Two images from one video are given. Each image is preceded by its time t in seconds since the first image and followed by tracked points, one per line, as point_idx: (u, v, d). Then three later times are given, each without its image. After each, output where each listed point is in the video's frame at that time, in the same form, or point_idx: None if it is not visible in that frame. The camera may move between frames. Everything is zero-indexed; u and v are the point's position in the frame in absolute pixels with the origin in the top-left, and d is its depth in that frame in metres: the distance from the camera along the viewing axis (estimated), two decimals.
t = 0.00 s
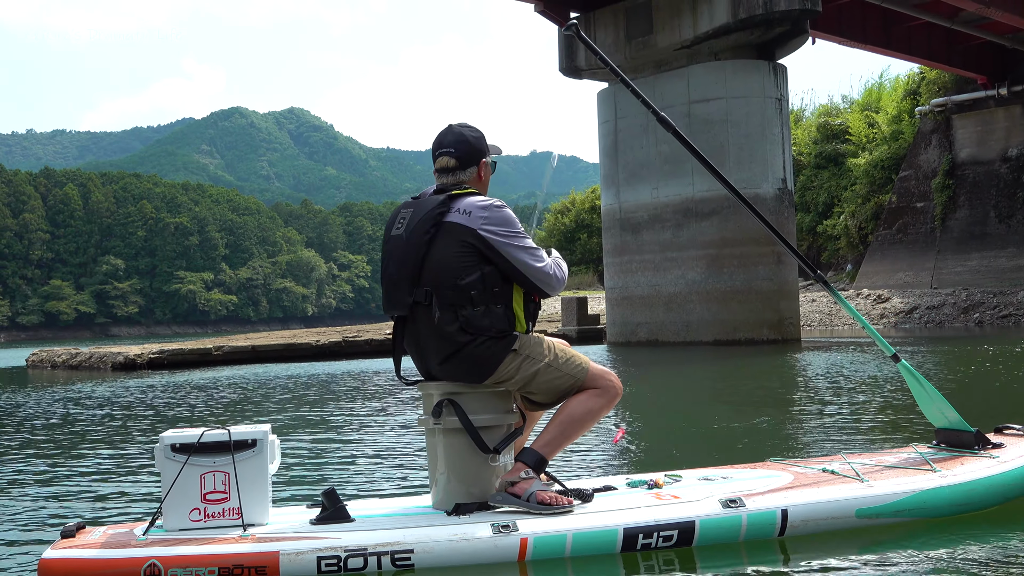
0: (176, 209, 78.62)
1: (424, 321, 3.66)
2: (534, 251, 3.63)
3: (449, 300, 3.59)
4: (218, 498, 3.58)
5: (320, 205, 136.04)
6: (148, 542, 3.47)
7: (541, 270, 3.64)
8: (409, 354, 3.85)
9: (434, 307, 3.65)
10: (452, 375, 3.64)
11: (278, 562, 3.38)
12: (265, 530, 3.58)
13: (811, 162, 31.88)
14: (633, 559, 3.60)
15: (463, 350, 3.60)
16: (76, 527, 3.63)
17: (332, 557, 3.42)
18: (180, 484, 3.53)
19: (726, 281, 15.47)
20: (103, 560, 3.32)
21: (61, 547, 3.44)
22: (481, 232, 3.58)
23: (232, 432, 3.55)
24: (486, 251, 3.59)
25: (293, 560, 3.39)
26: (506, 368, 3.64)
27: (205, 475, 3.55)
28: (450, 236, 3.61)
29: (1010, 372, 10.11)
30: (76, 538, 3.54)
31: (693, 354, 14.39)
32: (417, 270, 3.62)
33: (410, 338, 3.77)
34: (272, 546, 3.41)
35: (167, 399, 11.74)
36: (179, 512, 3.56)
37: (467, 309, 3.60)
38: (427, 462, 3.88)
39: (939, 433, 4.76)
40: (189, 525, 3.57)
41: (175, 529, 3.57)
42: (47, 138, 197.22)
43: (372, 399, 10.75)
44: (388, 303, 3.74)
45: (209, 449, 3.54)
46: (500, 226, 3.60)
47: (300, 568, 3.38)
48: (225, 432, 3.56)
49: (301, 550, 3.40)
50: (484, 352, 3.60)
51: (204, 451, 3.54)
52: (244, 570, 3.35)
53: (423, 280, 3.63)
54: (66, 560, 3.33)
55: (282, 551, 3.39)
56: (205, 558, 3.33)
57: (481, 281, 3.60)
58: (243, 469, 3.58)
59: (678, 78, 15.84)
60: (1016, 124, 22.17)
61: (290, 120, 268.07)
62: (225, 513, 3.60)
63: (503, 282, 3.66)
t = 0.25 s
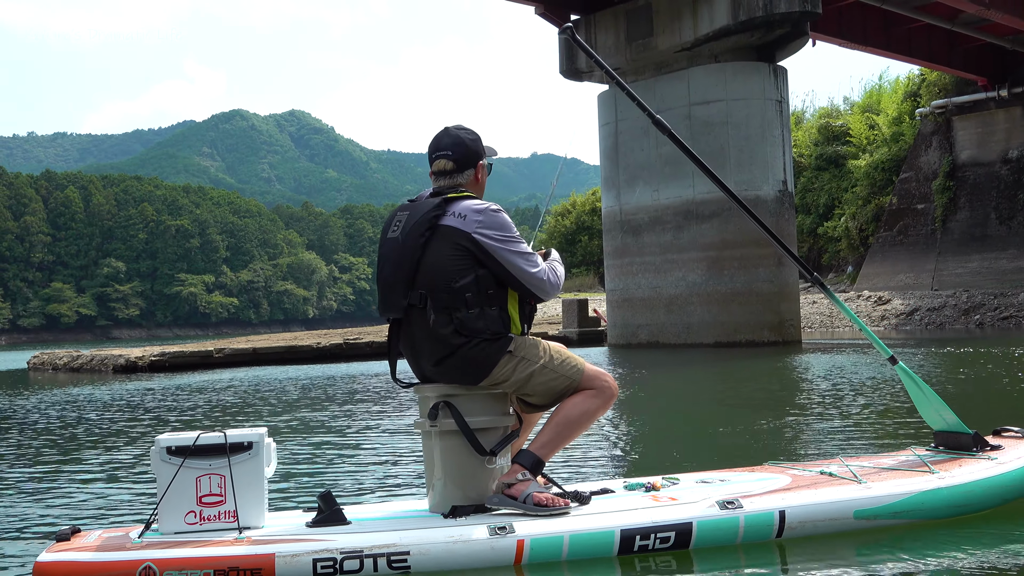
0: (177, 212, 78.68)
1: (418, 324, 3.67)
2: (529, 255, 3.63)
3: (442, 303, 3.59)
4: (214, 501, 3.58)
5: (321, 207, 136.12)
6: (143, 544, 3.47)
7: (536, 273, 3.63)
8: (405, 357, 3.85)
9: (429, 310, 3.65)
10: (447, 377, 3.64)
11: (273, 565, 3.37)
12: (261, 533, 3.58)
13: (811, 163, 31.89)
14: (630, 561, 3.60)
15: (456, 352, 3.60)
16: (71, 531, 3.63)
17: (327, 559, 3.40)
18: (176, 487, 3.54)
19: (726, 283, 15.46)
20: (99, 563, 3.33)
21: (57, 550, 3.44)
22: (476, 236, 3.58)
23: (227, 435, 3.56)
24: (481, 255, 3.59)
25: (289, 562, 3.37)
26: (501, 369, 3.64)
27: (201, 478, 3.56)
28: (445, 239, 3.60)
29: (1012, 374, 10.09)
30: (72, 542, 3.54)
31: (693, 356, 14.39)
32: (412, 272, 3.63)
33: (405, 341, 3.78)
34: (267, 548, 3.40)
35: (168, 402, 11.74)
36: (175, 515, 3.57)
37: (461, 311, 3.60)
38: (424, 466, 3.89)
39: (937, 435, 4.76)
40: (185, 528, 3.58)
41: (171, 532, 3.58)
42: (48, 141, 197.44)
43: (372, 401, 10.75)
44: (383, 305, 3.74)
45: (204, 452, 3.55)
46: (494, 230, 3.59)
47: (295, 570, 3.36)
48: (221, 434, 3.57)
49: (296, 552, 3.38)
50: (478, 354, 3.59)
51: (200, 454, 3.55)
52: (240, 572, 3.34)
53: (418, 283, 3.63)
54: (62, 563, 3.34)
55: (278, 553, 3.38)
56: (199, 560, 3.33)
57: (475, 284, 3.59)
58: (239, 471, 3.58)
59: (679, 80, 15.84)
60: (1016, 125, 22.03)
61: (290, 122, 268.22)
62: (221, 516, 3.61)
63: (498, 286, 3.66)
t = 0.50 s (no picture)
0: (178, 213, 78.73)
1: (412, 327, 3.67)
2: (522, 257, 3.63)
3: (435, 305, 3.60)
4: (209, 503, 3.59)
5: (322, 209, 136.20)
6: (139, 547, 3.48)
7: (528, 276, 3.64)
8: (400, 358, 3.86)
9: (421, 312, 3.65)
10: (441, 379, 3.64)
11: (268, 567, 3.36)
12: (256, 535, 3.58)
13: (812, 166, 31.92)
14: (625, 564, 3.61)
15: (449, 355, 3.60)
16: (66, 534, 3.64)
17: (323, 562, 3.39)
18: (171, 489, 3.55)
19: (727, 285, 15.46)
20: (94, 566, 3.32)
21: (51, 553, 3.44)
22: (469, 237, 3.58)
23: (222, 437, 3.56)
24: (473, 256, 3.59)
25: (284, 564, 3.36)
26: (496, 371, 3.64)
27: (196, 480, 3.57)
28: (438, 241, 3.60)
29: (1011, 376, 10.10)
30: (67, 545, 3.55)
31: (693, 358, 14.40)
32: (405, 274, 3.63)
33: (400, 342, 3.79)
34: (263, 551, 3.39)
35: (168, 403, 11.76)
36: (170, 518, 3.56)
37: (454, 313, 3.60)
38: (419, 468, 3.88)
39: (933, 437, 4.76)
40: (180, 531, 3.57)
41: (167, 534, 3.58)
42: (49, 143, 197.54)
43: (371, 403, 10.75)
44: (378, 307, 3.75)
45: (200, 454, 3.56)
46: (487, 232, 3.59)
47: (290, 572, 3.35)
48: (216, 437, 3.57)
49: (292, 555, 3.38)
50: (471, 356, 3.60)
51: (195, 456, 3.56)
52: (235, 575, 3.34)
53: (411, 285, 3.64)
54: (56, 566, 3.33)
55: (273, 555, 3.38)
56: (196, 563, 3.33)
57: (468, 286, 3.60)
58: (234, 473, 3.59)
59: (679, 82, 15.85)
60: (1016, 127, 21.99)
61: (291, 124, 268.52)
62: (216, 518, 3.60)
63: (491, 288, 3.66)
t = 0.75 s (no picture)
0: (178, 216, 78.74)
1: (406, 329, 3.67)
2: (515, 260, 3.63)
3: (429, 308, 3.60)
4: (206, 507, 3.58)
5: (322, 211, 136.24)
6: (135, 550, 3.48)
7: (522, 279, 3.64)
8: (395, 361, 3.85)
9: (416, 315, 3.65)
10: (435, 382, 3.64)
11: (265, 570, 3.37)
12: (253, 538, 3.58)
13: (812, 168, 31.93)
14: (622, 568, 3.60)
15: (443, 357, 3.59)
16: (63, 537, 3.64)
17: (319, 566, 3.38)
18: (167, 493, 3.54)
19: (727, 288, 15.46)
20: (90, 569, 3.32)
21: (48, 557, 3.44)
22: (462, 240, 3.58)
23: (219, 440, 3.56)
24: (467, 259, 3.59)
25: (281, 568, 3.36)
26: (491, 373, 3.64)
27: (193, 483, 3.57)
28: (432, 243, 3.60)
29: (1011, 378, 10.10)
30: (63, 548, 3.55)
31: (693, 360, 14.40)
32: (399, 277, 3.63)
33: (394, 345, 3.79)
34: (260, 555, 3.40)
35: (168, 406, 11.77)
36: (166, 521, 3.56)
37: (448, 316, 3.60)
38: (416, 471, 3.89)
39: (931, 440, 4.76)
40: (176, 534, 3.58)
41: (163, 538, 3.58)
42: (49, 145, 197.67)
43: (370, 406, 10.73)
44: (373, 310, 3.76)
45: (196, 457, 3.56)
46: (482, 234, 3.59)
47: None
48: (213, 440, 3.57)
49: (288, 559, 3.38)
50: (464, 360, 3.59)
51: (192, 459, 3.56)
52: None
53: (405, 288, 3.64)
54: (52, 569, 3.33)
55: (269, 559, 3.38)
56: (192, 566, 3.33)
57: (461, 289, 3.60)
58: (231, 477, 3.59)
59: (679, 85, 15.87)
60: (1016, 130, 21.99)
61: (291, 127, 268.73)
62: (212, 522, 3.60)
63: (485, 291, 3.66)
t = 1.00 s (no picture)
0: (180, 218, 78.81)
1: (405, 333, 3.68)
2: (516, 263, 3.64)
3: (429, 312, 3.61)
4: (203, 509, 3.59)
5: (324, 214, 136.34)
6: (133, 553, 3.49)
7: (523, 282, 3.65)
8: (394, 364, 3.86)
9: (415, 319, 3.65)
10: (434, 386, 3.64)
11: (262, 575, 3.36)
12: (249, 542, 3.58)
13: (813, 171, 31.95)
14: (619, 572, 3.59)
15: (442, 362, 3.60)
16: (61, 539, 3.65)
17: (315, 570, 3.37)
18: (165, 496, 3.54)
19: (728, 291, 15.45)
20: (87, 571, 3.33)
21: (46, 559, 3.44)
22: (462, 244, 3.59)
23: (216, 444, 3.56)
24: (466, 263, 3.60)
25: (278, 572, 3.36)
26: (490, 378, 3.64)
27: (190, 486, 3.57)
28: (431, 247, 3.61)
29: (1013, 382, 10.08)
30: (61, 550, 3.55)
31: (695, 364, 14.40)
32: (398, 281, 3.64)
33: (393, 348, 3.80)
34: (256, 558, 3.40)
35: (170, 409, 11.78)
36: (165, 524, 3.58)
37: (447, 320, 3.61)
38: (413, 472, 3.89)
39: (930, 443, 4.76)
40: (174, 537, 3.59)
41: (161, 540, 3.59)
42: (51, 148, 197.96)
43: (371, 409, 10.74)
44: (372, 313, 3.76)
45: (194, 460, 3.56)
46: (481, 237, 3.60)
47: None
48: (210, 443, 3.57)
49: (285, 562, 3.38)
50: (465, 365, 3.59)
51: (189, 463, 3.56)
52: None
53: (404, 291, 3.64)
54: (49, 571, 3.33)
55: (267, 563, 3.38)
56: (188, 569, 3.33)
57: (461, 293, 3.60)
58: (229, 480, 3.59)
59: (681, 88, 15.88)
60: (1018, 133, 21.96)
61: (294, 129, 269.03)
62: (210, 525, 3.60)
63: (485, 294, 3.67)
